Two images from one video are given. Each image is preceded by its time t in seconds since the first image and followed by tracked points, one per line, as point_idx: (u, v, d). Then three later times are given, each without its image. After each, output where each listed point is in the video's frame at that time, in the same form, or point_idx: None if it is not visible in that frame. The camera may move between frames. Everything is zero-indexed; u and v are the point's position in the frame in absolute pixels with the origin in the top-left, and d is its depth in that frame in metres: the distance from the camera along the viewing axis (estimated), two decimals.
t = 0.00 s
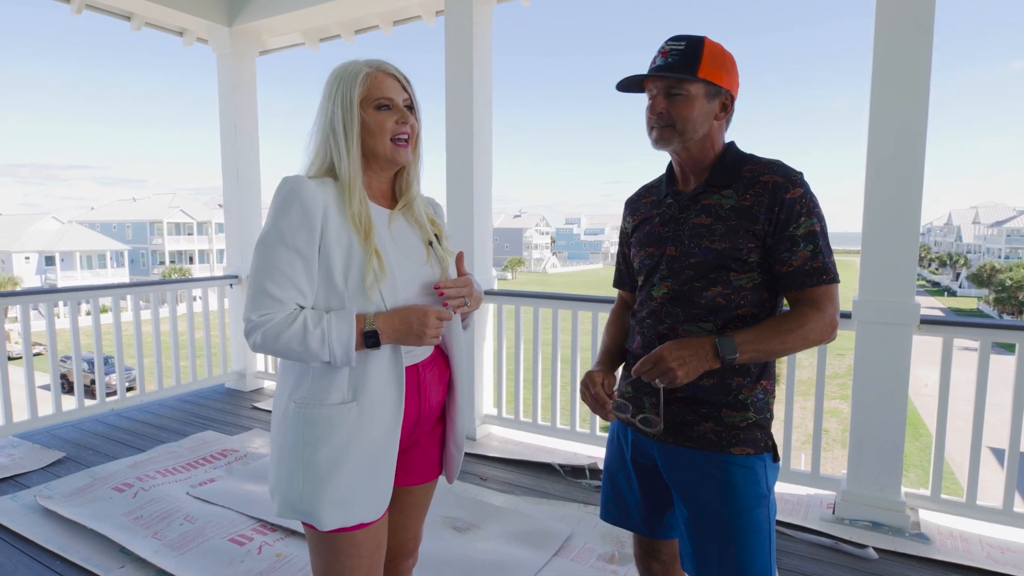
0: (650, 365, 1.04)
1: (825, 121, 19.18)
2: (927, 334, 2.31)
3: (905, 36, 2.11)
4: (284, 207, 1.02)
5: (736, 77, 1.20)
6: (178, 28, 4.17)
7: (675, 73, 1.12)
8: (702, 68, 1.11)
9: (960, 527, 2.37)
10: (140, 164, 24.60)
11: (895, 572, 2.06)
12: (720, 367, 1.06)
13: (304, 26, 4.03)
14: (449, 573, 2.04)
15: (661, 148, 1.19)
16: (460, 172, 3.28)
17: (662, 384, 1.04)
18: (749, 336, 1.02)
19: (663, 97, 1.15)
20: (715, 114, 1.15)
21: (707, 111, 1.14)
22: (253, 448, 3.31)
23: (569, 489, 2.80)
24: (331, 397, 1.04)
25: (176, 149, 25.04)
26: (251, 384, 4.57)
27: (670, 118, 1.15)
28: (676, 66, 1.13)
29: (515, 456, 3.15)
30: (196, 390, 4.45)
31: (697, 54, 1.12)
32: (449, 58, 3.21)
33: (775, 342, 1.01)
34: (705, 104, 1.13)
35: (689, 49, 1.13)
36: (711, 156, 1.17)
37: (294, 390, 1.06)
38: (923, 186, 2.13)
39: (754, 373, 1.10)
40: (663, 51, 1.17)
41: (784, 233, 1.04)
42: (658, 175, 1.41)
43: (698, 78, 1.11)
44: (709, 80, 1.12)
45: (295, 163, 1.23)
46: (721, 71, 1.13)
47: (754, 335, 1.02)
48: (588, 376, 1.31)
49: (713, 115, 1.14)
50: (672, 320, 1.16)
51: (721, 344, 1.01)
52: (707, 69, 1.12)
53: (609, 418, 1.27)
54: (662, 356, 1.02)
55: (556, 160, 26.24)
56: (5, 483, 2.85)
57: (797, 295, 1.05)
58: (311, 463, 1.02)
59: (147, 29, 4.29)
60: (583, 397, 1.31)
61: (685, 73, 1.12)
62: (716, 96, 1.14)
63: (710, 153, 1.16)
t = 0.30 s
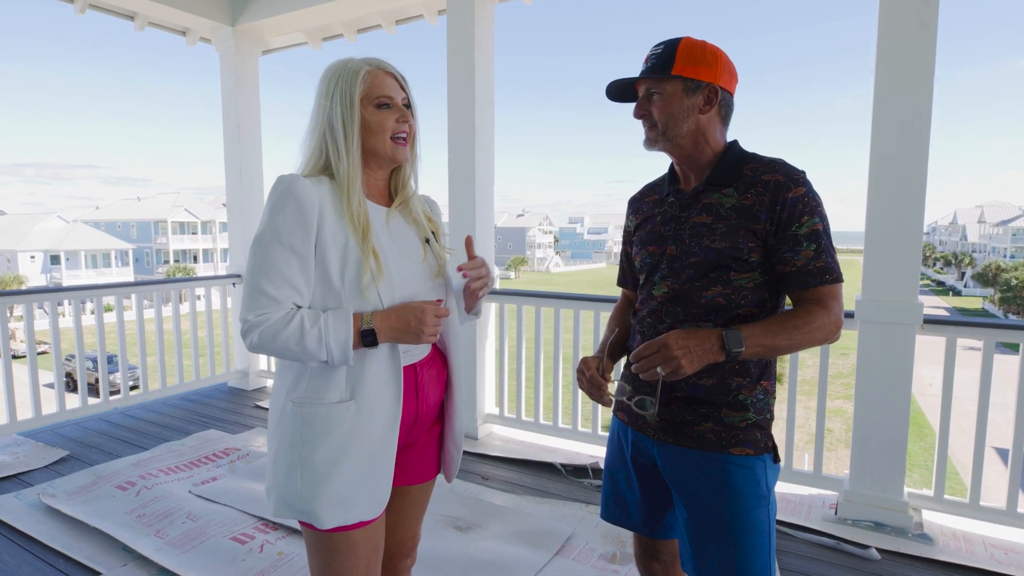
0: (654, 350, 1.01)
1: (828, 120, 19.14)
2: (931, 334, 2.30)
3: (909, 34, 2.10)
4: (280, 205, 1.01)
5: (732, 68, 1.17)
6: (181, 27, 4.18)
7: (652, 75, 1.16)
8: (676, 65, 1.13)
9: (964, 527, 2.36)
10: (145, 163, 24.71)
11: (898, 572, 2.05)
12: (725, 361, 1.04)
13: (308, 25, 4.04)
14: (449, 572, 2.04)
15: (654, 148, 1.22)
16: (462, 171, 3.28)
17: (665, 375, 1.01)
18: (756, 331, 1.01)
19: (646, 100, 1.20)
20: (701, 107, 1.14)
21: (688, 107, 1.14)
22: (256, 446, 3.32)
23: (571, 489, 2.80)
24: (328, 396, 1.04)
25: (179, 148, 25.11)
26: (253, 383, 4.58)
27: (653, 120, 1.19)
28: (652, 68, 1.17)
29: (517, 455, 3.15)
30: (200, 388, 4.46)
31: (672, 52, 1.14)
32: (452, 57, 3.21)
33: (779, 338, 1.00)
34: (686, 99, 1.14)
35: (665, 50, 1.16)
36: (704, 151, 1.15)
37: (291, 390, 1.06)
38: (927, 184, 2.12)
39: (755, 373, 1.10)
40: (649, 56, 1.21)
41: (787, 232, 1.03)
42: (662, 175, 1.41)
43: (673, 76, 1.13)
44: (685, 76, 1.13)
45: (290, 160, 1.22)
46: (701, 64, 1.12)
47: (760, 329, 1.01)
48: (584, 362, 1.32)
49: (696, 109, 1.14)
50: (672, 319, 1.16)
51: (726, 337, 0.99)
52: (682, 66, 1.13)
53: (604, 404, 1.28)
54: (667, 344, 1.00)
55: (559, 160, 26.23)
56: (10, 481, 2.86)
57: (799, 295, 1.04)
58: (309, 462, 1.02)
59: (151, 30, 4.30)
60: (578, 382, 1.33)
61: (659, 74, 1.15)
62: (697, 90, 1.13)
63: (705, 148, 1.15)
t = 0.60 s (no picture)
0: (663, 352, 1.00)
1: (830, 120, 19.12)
2: (934, 334, 2.29)
3: (912, 34, 2.09)
4: (281, 206, 1.01)
5: (734, 68, 1.17)
6: (184, 28, 4.19)
7: (653, 76, 1.16)
8: (677, 66, 1.13)
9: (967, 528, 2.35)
10: (149, 164, 24.83)
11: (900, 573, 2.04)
12: (731, 362, 1.04)
13: (310, 26, 4.05)
14: (451, 572, 2.05)
15: (657, 149, 1.22)
16: (465, 171, 3.29)
17: (677, 376, 1.01)
18: (763, 333, 1.01)
19: (647, 101, 1.20)
20: (703, 107, 1.14)
21: (689, 107, 1.14)
22: (259, 446, 3.33)
23: (573, 489, 2.79)
24: (329, 397, 1.04)
25: (183, 148, 25.19)
26: (256, 383, 4.59)
27: (655, 121, 1.19)
28: (653, 69, 1.17)
29: (519, 455, 3.15)
30: (203, 388, 4.47)
31: (673, 53, 1.14)
32: (454, 58, 3.22)
33: (787, 339, 1.00)
34: (687, 100, 1.14)
35: (666, 51, 1.16)
36: (707, 152, 1.15)
37: (291, 391, 1.06)
38: (931, 184, 2.11)
39: (757, 374, 1.10)
40: (650, 58, 1.21)
41: (790, 232, 1.03)
42: (664, 175, 1.41)
43: (674, 76, 1.13)
44: (686, 76, 1.13)
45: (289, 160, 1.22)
46: (702, 64, 1.12)
47: (769, 330, 1.01)
48: (583, 352, 1.32)
49: (698, 110, 1.14)
50: (675, 319, 1.16)
51: (735, 339, 0.99)
52: (684, 67, 1.13)
53: (602, 392, 1.29)
54: (677, 345, 0.99)
55: (561, 160, 26.25)
56: (14, 480, 2.88)
57: (803, 294, 1.04)
58: (310, 463, 1.02)
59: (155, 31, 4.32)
60: (579, 375, 1.32)
61: (660, 75, 1.15)
62: (699, 91, 1.13)
63: (707, 148, 1.15)
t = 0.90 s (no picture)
0: (671, 362, 1.00)
1: (833, 119, 19.09)
2: (938, 334, 2.28)
3: (916, 32, 2.08)
4: (284, 208, 1.01)
5: (738, 69, 1.17)
6: (189, 28, 4.20)
7: (658, 76, 1.17)
8: (682, 67, 1.13)
9: (970, 528, 2.35)
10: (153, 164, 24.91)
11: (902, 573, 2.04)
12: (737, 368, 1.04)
13: (314, 26, 4.05)
14: (453, 571, 2.05)
15: (662, 149, 1.22)
16: (467, 171, 3.29)
17: (684, 386, 1.01)
18: (771, 336, 1.00)
19: (652, 102, 1.20)
20: (707, 108, 1.14)
21: (694, 108, 1.14)
22: (262, 445, 3.34)
23: (576, 488, 2.80)
24: (336, 397, 1.04)
25: (187, 148, 25.25)
26: (259, 382, 4.60)
27: (660, 121, 1.19)
28: (657, 70, 1.17)
29: (522, 455, 3.16)
30: (207, 387, 4.49)
31: (678, 54, 1.15)
32: (457, 58, 3.22)
33: (794, 342, 1.00)
34: (691, 101, 1.14)
35: (671, 52, 1.16)
36: (711, 151, 1.16)
37: (295, 393, 1.06)
38: (934, 183, 2.10)
39: (760, 374, 1.10)
40: (654, 58, 1.21)
41: (795, 233, 1.03)
42: (666, 175, 1.41)
43: (679, 77, 1.14)
44: (691, 77, 1.13)
45: (288, 160, 1.21)
46: (706, 65, 1.12)
47: (774, 334, 1.01)
48: (584, 345, 1.33)
49: (702, 111, 1.14)
50: (679, 319, 1.16)
51: (743, 344, 0.99)
52: (688, 68, 1.13)
53: (605, 383, 1.29)
54: (684, 356, 0.99)
55: (564, 159, 26.25)
56: (19, 478, 2.89)
57: (808, 295, 1.04)
58: (316, 465, 1.02)
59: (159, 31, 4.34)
60: (581, 367, 1.32)
61: (665, 75, 1.15)
62: (703, 91, 1.13)
63: (713, 149, 1.15)
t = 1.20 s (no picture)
0: (673, 364, 1.01)
1: (836, 119, 19.07)
2: (941, 334, 2.28)
3: (919, 32, 2.08)
4: (288, 213, 1.01)
5: (741, 71, 1.17)
6: (193, 28, 4.22)
7: (662, 78, 1.17)
8: (685, 69, 1.13)
9: (974, 529, 2.34)
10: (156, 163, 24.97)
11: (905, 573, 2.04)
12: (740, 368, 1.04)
13: (317, 25, 4.06)
14: (456, 570, 2.06)
15: (665, 151, 1.23)
16: (471, 170, 3.30)
17: (688, 388, 1.00)
18: (774, 337, 1.01)
19: (656, 103, 1.20)
20: (711, 109, 1.15)
21: (698, 109, 1.14)
22: (266, 444, 3.36)
23: (579, 488, 2.80)
24: (339, 401, 1.05)
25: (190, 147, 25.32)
26: (263, 381, 4.62)
27: (664, 122, 1.19)
28: (662, 72, 1.17)
29: (525, 454, 3.16)
30: (211, 386, 4.51)
31: (681, 56, 1.15)
32: (460, 58, 3.23)
33: (797, 342, 1.00)
34: (696, 102, 1.14)
35: (674, 54, 1.17)
36: (716, 152, 1.16)
37: (300, 397, 1.07)
38: (938, 183, 2.10)
39: (764, 373, 1.10)
40: (658, 60, 1.21)
41: (799, 233, 1.03)
42: (671, 175, 1.42)
43: (683, 78, 1.14)
44: (695, 78, 1.13)
45: (297, 153, 1.19)
46: (710, 66, 1.13)
47: (778, 335, 1.01)
48: (589, 344, 1.33)
49: (707, 112, 1.14)
50: (684, 319, 1.16)
51: (746, 345, 0.99)
52: (692, 70, 1.13)
53: (609, 381, 1.29)
54: (687, 357, 0.99)
55: (567, 159, 26.24)
56: (24, 477, 2.91)
57: (812, 295, 1.04)
58: (321, 469, 1.03)
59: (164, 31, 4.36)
60: (587, 366, 1.32)
61: (669, 77, 1.16)
62: (707, 93, 1.14)
63: (717, 150, 1.16)
